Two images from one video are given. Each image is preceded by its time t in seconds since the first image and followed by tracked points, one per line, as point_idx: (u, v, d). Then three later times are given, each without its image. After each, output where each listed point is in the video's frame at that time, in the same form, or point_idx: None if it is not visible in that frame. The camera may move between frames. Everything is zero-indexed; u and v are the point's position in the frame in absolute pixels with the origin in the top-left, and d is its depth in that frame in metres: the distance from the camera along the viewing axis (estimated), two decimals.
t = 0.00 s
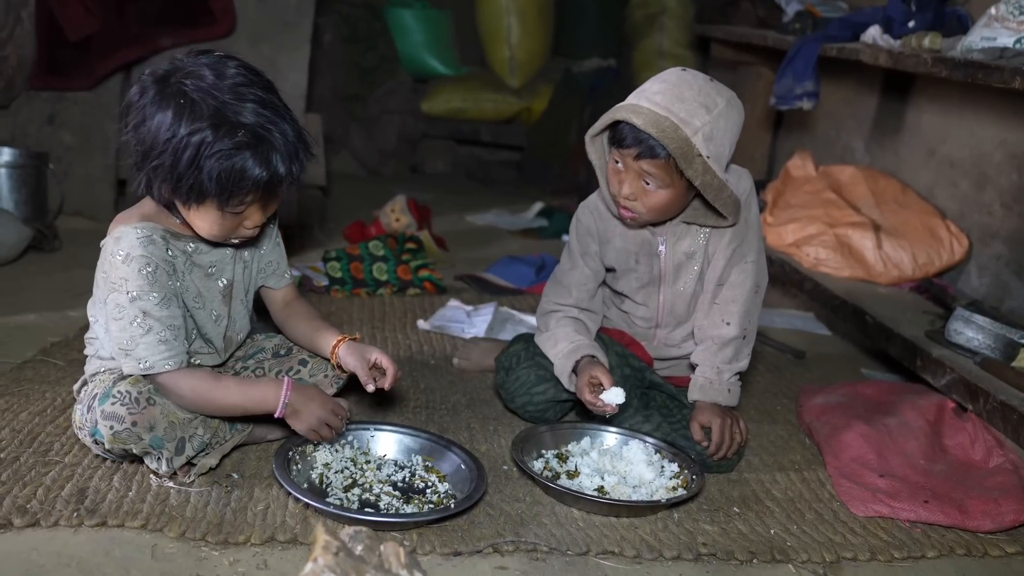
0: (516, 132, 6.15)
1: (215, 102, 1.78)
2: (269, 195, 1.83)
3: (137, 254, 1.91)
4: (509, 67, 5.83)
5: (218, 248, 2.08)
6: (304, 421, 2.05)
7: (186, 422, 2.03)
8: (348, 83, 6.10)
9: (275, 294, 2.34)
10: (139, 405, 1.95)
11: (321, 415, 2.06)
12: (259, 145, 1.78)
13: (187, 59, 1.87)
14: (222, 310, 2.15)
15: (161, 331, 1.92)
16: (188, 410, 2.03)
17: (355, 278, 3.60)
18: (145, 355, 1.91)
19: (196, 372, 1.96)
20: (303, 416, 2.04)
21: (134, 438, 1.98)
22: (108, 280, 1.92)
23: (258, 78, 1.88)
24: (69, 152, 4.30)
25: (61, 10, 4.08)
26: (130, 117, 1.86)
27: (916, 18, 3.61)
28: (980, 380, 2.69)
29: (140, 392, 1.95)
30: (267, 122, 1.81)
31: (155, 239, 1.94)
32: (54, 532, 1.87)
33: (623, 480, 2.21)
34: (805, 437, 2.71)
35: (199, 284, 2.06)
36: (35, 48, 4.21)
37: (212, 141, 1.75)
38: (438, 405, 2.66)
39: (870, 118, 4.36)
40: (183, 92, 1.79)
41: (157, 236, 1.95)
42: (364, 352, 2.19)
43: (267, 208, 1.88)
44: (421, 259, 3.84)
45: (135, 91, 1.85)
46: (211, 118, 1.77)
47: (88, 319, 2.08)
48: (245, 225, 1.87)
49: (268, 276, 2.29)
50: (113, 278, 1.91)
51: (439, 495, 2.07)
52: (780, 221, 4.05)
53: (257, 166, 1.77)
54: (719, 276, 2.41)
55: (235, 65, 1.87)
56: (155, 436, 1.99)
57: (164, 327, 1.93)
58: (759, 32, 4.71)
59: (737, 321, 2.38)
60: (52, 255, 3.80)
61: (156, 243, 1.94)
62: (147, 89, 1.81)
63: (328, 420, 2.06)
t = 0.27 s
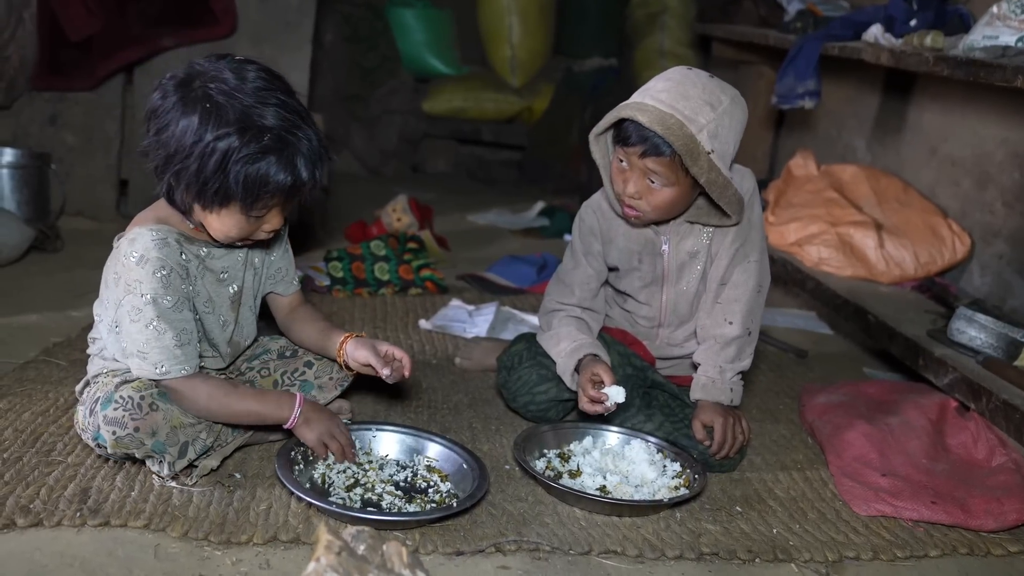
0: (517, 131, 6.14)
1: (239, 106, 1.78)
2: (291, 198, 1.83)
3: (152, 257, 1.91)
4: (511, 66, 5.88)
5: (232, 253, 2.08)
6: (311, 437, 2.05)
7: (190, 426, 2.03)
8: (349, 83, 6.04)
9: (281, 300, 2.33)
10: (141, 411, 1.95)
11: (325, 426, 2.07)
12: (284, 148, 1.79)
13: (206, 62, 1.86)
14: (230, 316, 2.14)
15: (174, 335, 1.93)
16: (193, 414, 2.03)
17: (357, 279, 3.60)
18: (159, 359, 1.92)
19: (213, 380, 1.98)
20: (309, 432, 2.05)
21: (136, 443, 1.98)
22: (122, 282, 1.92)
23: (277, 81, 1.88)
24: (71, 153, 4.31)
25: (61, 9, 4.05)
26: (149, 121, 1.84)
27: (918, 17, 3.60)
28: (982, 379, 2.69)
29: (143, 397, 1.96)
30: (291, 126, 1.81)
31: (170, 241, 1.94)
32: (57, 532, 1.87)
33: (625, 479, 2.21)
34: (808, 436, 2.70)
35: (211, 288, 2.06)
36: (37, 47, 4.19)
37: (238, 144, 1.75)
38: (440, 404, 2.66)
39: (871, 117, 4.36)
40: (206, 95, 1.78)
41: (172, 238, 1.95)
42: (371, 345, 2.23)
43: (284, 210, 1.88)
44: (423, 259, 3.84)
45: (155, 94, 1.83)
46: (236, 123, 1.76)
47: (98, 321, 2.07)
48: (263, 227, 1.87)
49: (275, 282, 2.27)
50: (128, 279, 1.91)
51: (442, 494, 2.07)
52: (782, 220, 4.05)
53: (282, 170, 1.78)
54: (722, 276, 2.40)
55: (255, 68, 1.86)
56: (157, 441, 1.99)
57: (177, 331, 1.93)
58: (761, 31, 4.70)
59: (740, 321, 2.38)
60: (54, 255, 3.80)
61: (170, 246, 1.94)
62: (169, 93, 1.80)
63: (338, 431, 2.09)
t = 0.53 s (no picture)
0: (518, 130, 6.11)
1: (263, 107, 1.79)
2: (307, 203, 1.84)
3: (153, 257, 1.90)
4: (512, 65, 5.88)
5: (230, 257, 2.07)
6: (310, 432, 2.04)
7: (190, 427, 2.03)
8: (349, 82, 6.00)
9: (286, 304, 2.33)
10: (140, 412, 1.95)
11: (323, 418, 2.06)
12: (305, 152, 1.79)
13: (227, 63, 1.86)
14: (225, 319, 2.13)
15: (174, 336, 1.93)
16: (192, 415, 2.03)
17: (358, 277, 3.61)
18: (159, 360, 1.92)
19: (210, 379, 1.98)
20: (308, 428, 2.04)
21: (136, 444, 1.98)
22: (123, 281, 1.91)
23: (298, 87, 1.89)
24: (71, 151, 4.31)
25: (63, 8, 4.03)
26: (168, 119, 1.83)
27: (919, 16, 3.61)
28: (982, 378, 2.69)
29: (142, 399, 1.95)
30: (312, 130, 1.82)
31: (171, 242, 1.93)
32: (57, 530, 1.87)
33: (625, 478, 2.21)
34: (808, 435, 2.70)
35: (211, 290, 2.05)
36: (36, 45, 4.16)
37: (261, 145, 1.75)
38: (440, 403, 2.66)
39: (872, 116, 4.36)
40: (230, 95, 1.79)
41: (173, 238, 1.94)
42: (379, 338, 2.24)
43: (296, 215, 1.88)
44: (424, 257, 3.84)
45: (175, 92, 1.83)
46: (261, 123, 1.77)
47: (96, 319, 2.07)
48: (274, 231, 1.87)
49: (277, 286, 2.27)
50: (128, 280, 1.91)
51: (442, 489, 2.08)
52: (782, 219, 4.05)
53: (302, 173, 1.78)
54: (723, 275, 2.41)
55: (276, 72, 1.87)
56: (156, 442, 1.99)
57: (176, 331, 1.93)
58: (761, 30, 4.70)
59: (740, 320, 2.38)
60: (54, 254, 3.80)
61: (171, 246, 1.93)
62: (192, 91, 1.80)
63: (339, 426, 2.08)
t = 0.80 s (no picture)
0: (518, 130, 6.14)
1: (296, 105, 1.81)
2: (325, 206, 1.83)
3: (159, 259, 1.90)
4: (512, 64, 5.87)
5: (234, 261, 2.06)
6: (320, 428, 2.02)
7: (191, 428, 2.03)
8: (350, 81, 5.95)
9: (283, 308, 2.33)
10: (142, 414, 1.95)
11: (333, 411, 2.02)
12: (331, 154, 1.81)
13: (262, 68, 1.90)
14: (228, 322, 2.13)
15: (175, 338, 1.92)
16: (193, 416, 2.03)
17: (358, 276, 3.61)
18: (160, 362, 1.92)
19: (208, 381, 1.97)
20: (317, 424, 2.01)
21: (137, 445, 1.98)
22: (127, 282, 1.91)
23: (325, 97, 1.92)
24: (71, 151, 4.31)
25: (63, 7, 4.01)
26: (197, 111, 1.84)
27: (919, 14, 3.61)
28: (982, 376, 2.69)
29: (143, 400, 1.95)
30: (339, 137, 1.84)
31: (177, 244, 1.93)
32: (58, 529, 1.87)
33: (625, 476, 2.21)
34: (808, 434, 2.71)
35: (216, 293, 2.05)
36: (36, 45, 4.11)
37: (291, 139, 1.77)
38: (440, 402, 2.66)
39: (872, 115, 4.36)
40: (265, 92, 1.81)
41: (180, 240, 1.93)
42: (382, 341, 2.22)
43: (309, 223, 1.88)
44: (424, 256, 3.84)
45: (208, 87, 1.84)
46: (291, 124, 1.78)
47: (99, 319, 2.06)
48: (286, 234, 1.85)
49: (275, 288, 2.26)
50: (132, 281, 1.90)
51: (442, 488, 2.08)
52: (782, 218, 4.05)
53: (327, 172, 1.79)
54: (725, 273, 2.40)
55: (307, 81, 1.90)
56: (158, 443, 1.99)
57: (178, 334, 1.92)
58: (761, 29, 4.70)
59: (742, 319, 2.38)
60: (54, 253, 3.80)
61: (176, 249, 1.92)
62: (226, 87, 1.82)
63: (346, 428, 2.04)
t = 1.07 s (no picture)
0: (519, 129, 6.20)
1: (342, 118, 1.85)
2: (359, 218, 1.85)
3: (165, 262, 1.90)
4: (513, 62, 5.84)
5: (245, 270, 2.06)
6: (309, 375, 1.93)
7: (192, 430, 2.03)
8: (351, 79, 6.08)
9: (285, 315, 2.34)
10: (143, 415, 1.95)
11: (316, 354, 1.91)
12: (371, 168, 1.84)
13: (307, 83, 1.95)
14: (235, 329, 2.14)
15: (173, 342, 1.91)
16: (194, 417, 2.03)
17: (359, 275, 3.61)
18: (155, 364, 1.90)
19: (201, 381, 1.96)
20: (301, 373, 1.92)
21: (139, 447, 1.99)
22: (131, 281, 1.90)
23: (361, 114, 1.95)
24: (72, 150, 4.31)
25: (64, 5, 4.02)
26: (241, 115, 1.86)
27: (920, 13, 3.61)
28: (983, 375, 2.68)
29: (145, 400, 1.95)
30: (376, 153, 1.87)
31: (185, 249, 1.93)
32: (60, 528, 1.87)
33: (626, 475, 2.22)
34: (809, 433, 2.71)
35: (221, 301, 2.05)
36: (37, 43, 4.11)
37: (336, 148, 1.80)
38: (441, 401, 2.66)
39: (873, 114, 4.36)
40: (312, 102, 1.85)
41: (189, 246, 1.94)
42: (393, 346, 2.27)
43: (336, 236, 1.89)
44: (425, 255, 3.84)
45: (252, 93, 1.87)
46: (332, 135, 1.81)
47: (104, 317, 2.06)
48: (311, 245, 1.85)
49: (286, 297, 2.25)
50: (135, 281, 1.90)
51: (443, 487, 2.08)
52: (784, 217, 4.05)
53: (367, 184, 1.82)
54: (727, 272, 2.40)
55: (345, 97, 1.93)
56: (160, 444, 1.99)
57: (176, 338, 1.92)
58: (762, 28, 4.70)
59: (744, 318, 2.37)
60: (55, 252, 3.80)
61: (185, 254, 1.93)
62: (270, 95, 1.85)
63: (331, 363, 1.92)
